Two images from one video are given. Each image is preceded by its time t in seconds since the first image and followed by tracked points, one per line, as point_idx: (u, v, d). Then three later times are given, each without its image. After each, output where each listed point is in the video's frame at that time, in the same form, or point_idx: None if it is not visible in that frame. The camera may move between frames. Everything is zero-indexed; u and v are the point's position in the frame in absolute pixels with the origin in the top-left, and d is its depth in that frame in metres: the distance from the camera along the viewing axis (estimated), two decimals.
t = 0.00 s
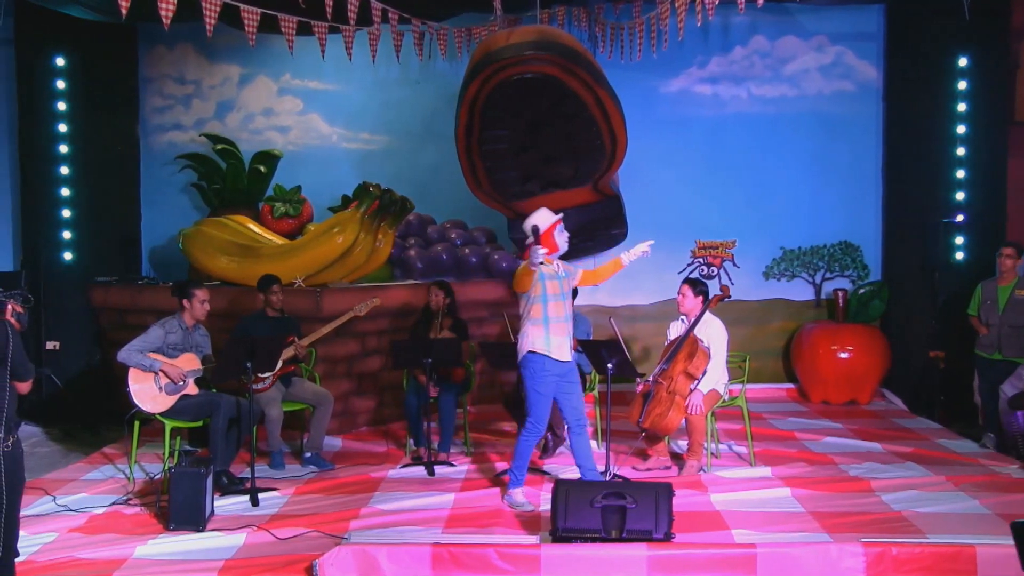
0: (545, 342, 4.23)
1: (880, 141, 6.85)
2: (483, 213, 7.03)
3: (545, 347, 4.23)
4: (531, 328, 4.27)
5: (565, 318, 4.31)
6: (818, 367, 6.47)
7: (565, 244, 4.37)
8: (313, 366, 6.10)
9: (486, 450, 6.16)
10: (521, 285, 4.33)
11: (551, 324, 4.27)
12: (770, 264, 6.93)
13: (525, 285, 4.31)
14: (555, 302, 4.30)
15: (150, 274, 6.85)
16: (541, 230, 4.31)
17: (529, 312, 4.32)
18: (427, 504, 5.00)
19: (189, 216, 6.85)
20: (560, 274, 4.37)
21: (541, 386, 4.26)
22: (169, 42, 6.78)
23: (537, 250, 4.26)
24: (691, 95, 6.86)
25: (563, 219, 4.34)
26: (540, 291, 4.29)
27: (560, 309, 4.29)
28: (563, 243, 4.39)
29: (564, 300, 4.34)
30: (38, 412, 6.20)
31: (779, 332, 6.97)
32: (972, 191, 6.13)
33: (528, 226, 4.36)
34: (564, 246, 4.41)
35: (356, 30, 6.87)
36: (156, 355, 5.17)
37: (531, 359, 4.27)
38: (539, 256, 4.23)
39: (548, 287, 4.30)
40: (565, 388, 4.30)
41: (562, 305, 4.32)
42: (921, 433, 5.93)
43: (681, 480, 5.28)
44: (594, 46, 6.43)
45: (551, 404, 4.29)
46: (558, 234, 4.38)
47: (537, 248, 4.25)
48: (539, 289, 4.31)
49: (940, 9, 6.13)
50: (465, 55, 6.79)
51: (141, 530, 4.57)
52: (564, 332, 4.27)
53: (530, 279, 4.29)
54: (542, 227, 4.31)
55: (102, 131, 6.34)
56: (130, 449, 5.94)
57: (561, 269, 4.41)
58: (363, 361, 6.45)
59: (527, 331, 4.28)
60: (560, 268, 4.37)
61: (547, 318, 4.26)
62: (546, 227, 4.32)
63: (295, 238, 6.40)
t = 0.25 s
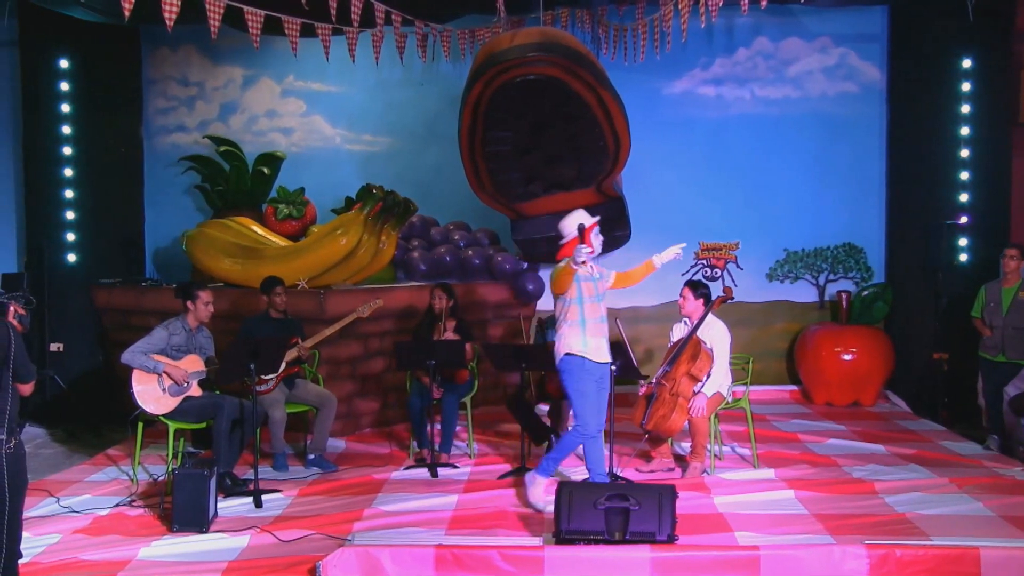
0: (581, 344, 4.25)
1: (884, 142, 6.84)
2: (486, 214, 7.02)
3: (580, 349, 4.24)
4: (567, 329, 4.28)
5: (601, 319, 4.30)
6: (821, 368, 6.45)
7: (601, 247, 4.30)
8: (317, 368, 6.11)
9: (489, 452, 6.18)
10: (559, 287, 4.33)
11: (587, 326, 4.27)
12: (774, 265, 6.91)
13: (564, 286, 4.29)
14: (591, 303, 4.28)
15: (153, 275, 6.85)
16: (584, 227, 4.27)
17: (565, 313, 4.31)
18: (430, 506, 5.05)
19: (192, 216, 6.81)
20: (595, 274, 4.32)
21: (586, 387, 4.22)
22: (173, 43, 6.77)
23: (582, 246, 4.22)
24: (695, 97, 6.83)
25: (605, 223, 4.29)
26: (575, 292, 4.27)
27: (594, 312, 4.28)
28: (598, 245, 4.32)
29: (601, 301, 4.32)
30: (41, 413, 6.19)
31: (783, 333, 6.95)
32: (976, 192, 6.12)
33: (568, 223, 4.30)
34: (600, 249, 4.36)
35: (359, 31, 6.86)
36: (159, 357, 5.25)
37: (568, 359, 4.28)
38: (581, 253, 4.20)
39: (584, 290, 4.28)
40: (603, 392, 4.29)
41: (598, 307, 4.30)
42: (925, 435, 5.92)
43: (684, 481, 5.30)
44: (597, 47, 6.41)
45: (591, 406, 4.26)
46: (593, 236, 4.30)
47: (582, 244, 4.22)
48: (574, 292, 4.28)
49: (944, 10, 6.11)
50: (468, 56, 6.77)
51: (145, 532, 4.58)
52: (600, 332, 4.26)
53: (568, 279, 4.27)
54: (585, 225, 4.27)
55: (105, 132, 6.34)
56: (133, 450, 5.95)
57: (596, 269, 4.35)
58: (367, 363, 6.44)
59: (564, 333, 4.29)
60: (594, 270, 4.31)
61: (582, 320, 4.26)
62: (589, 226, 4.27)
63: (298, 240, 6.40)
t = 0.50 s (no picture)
0: (608, 343, 4.16)
1: (894, 139, 6.71)
2: (487, 213, 6.88)
3: (608, 348, 4.15)
4: (594, 328, 4.17)
5: (628, 317, 4.22)
6: (830, 369, 6.30)
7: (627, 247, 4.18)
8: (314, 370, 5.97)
9: (490, 456, 6.04)
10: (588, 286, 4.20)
11: (615, 325, 4.18)
12: (782, 265, 6.76)
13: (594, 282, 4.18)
14: (618, 302, 4.20)
15: (147, 274, 6.70)
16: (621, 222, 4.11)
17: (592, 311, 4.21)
18: (428, 511, 4.97)
19: (187, 215, 6.69)
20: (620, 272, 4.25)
21: (621, 382, 4.12)
22: (168, 38, 6.63)
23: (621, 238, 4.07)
24: (701, 93, 6.69)
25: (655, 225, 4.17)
26: (603, 290, 4.18)
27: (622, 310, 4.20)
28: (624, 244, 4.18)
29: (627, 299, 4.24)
30: (32, 416, 6.05)
31: (791, 335, 6.81)
32: (989, 190, 5.95)
33: (602, 218, 4.10)
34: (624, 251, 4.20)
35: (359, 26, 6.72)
36: (153, 358, 5.14)
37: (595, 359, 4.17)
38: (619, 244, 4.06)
39: (611, 288, 4.20)
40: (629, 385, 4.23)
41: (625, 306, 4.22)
42: (937, 439, 5.78)
43: (691, 486, 5.17)
44: (601, 42, 6.27)
45: (624, 400, 4.18)
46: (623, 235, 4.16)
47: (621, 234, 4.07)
48: (601, 291, 4.20)
49: (956, 5, 5.98)
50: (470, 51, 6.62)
51: (138, 537, 4.47)
52: (627, 332, 4.19)
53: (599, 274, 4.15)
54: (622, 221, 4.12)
55: (99, 129, 6.20)
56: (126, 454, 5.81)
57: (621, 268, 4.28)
58: (366, 364, 6.29)
59: (590, 332, 4.19)
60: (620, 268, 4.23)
61: (611, 319, 4.16)
62: (622, 224, 4.12)
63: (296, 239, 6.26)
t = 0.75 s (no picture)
0: (638, 348, 3.90)
1: (909, 133, 6.50)
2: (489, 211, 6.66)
3: (638, 353, 3.89)
4: (623, 331, 3.90)
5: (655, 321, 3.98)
6: (845, 372, 6.08)
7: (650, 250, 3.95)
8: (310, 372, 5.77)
9: (491, 461, 5.83)
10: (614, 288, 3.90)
11: (643, 329, 3.92)
12: (794, 264, 6.55)
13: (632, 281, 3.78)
14: (647, 304, 3.94)
15: (136, 274, 6.51)
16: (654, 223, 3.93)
17: (620, 314, 3.93)
18: (428, 518, 4.80)
19: (178, 213, 6.49)
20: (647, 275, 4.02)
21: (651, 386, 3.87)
22: (158, 29, 6.43)
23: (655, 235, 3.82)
24: (709, 86, 6.48)
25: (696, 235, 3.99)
26: (635, 292, 3.91)
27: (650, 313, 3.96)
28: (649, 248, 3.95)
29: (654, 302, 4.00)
30: (16, 421, 5.78)
31: (803, 336, 6.59)
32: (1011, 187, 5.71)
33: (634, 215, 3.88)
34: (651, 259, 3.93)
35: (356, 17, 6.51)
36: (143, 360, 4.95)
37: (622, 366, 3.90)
38: (654, 238, 3.81)
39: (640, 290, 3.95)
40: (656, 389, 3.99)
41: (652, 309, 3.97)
42: (955, 444, 5.57)
43: (700, 493, 4.98)
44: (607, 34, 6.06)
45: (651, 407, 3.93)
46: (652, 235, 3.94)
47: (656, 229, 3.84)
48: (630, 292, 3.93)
49: None
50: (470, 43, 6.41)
51: (128, 545, 4.27)
52: (655, 337, 3.95)
53: (642, 270, 3.76)
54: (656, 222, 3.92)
55: (86, 123, 5.98)
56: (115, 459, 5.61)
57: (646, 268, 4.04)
58: (363, 367, 6.08)
59: (616, 334, 3.90)
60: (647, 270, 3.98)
61: (641, 322, 3.91)
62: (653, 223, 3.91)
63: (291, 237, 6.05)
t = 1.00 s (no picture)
0: (671, 357, 3.70)
1: (926, 128, 6.32)
2: (493, 208, 6.48)
3: (671, 362, 3.69)
4: (655, 338, 3.71)
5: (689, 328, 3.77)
6: (858, 374, 5.92)
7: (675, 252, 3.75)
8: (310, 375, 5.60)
9: (495, 466, 5.67)
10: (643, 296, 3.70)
11: (676, 336, 3.73)
12: (807, 263, 6.37)
13: (669, 292, 3.54)
14: (680, 310, 3.74)
15: (130, 273, 6.34)
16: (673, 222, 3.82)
17: (652, 320, 3.74)
18: (429, 524, 4.67)
19: (174, 210, 6.32)
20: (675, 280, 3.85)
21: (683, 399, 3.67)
22: (152, 22, 6.27)
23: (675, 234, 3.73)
24: (720, 80, 6.30)
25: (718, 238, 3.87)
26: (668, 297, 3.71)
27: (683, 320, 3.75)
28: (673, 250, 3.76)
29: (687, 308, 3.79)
30: (6, 425, 5.63)
31: (816, 337, 6.41)
32: None
33: (655, 215, 3.74)
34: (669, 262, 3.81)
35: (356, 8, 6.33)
36: (137, 362, 4.79)
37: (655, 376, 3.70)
38: (674, 236, 3.72)
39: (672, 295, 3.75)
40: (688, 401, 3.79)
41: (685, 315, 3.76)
42: (974, 449, 5.39)
43: (709, 499, 4.84)
44: (614, 26, 5.88)
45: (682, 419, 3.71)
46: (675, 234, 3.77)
47: (676, 227, 3.75)
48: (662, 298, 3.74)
49: None
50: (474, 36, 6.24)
51: (122, 553, 4.21)
52: (688, 345, 3.75)
53: (683, 283, 3.48)
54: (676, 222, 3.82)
55: (79, 118, 5.84)
56: (109, 464, 5.45)
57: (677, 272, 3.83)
58: (362, 369, 5.91)
59: (647, 342, 3.72)
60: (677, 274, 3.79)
61: (674, 329, 3.72)
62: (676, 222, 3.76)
63: (289, 236, 5.87)
